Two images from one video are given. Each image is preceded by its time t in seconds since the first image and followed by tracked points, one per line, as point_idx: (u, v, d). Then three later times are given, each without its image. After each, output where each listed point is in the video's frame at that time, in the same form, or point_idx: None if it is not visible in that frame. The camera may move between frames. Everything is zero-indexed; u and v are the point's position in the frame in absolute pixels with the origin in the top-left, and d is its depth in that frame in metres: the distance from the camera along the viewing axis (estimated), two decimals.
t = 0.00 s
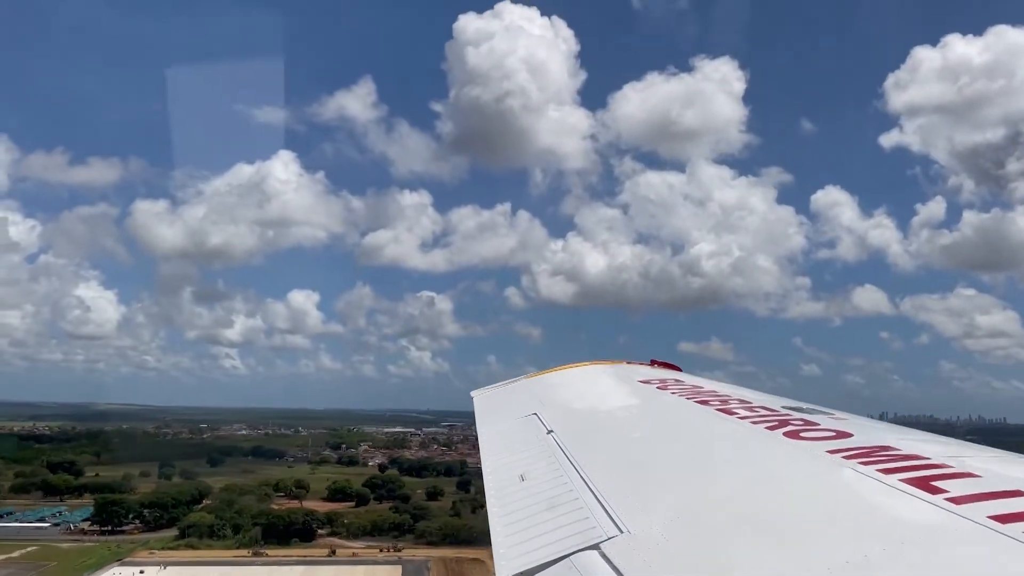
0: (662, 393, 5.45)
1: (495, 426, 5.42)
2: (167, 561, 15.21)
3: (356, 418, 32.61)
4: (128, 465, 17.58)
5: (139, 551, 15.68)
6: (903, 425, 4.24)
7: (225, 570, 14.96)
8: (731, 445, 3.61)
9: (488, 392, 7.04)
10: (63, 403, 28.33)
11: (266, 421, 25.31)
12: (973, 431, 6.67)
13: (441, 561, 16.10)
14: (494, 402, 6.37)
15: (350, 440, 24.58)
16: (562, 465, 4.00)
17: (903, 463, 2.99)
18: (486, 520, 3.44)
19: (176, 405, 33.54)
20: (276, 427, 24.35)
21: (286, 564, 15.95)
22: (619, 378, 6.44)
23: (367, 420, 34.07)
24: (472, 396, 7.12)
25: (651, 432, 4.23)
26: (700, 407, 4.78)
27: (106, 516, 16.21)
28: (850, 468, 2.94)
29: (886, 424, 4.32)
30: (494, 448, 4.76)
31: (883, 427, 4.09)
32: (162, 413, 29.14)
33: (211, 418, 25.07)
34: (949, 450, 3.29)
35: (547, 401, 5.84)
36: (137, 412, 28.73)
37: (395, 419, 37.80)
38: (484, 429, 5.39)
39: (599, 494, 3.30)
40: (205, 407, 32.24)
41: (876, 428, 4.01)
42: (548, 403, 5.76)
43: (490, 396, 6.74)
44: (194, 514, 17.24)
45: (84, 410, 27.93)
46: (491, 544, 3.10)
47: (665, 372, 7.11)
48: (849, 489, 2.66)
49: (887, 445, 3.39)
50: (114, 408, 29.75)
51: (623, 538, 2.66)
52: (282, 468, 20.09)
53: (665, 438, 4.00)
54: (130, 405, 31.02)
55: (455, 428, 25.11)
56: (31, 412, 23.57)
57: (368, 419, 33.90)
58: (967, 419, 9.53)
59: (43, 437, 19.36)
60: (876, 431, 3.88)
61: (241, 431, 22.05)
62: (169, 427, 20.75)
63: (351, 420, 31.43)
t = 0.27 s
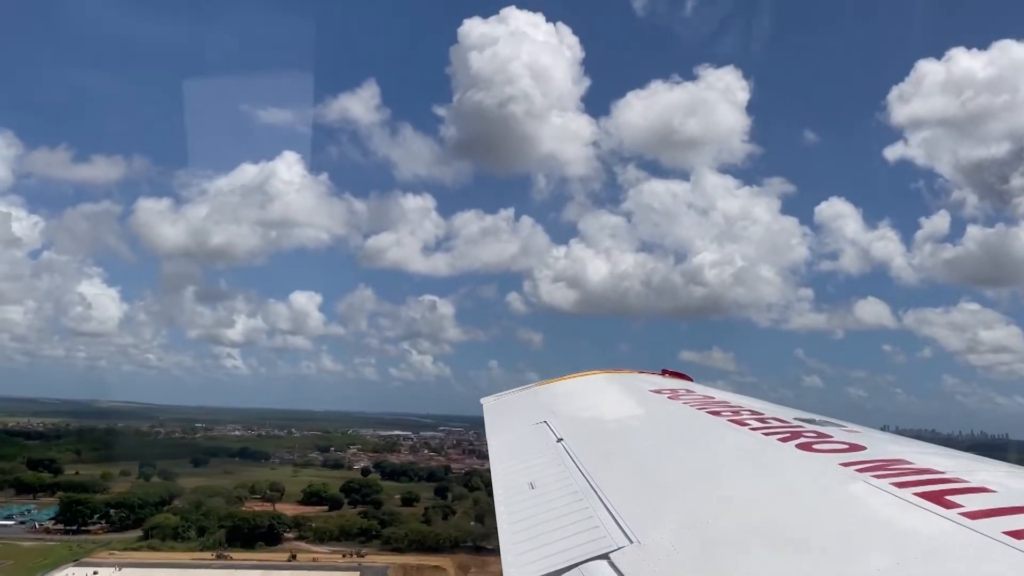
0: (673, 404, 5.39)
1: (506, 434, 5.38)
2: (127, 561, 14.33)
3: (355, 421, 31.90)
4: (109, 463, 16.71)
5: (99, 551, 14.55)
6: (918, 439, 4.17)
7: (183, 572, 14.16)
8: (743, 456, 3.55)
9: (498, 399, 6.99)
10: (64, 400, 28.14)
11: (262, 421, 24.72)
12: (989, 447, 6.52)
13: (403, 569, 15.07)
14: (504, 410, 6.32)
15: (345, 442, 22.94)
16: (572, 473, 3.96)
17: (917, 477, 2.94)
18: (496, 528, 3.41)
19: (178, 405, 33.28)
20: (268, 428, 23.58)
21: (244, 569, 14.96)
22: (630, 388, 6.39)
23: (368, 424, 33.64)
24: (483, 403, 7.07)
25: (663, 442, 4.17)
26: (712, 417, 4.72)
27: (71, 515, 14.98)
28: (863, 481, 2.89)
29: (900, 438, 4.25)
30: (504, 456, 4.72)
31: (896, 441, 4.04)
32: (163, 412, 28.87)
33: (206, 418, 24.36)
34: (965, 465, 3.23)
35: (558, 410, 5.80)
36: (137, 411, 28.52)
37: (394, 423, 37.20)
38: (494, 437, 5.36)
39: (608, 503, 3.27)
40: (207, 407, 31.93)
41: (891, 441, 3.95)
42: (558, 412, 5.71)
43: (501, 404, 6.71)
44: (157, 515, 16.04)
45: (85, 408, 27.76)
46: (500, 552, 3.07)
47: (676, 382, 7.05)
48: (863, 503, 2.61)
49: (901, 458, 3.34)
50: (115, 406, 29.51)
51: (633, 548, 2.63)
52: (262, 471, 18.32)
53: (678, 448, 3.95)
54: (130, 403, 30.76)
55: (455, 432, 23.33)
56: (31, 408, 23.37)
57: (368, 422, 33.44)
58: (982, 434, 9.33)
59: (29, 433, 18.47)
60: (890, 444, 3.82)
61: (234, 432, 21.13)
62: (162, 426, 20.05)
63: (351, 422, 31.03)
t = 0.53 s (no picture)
0: (682, 410, 5.38)
1: (514, 439, 5.36)
2: (83, 560, 13.91)
3: (354, 424, 31.48)
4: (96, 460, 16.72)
5: (63, 549, 14.39)
6: (929, 448, 4.14)
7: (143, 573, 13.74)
8: (753, 465, 3.53)
9: (506, 404, 6.98)
10: (62, 398, 28.07)
11: (257, 420, 24.54)
12: (1003, 459, 6.41)
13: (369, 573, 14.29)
14: (512, 415, 6.31)
15: (335, 442, 22.16)
16: (580, 479, 3.95)
17: (926, 486, 2.92)
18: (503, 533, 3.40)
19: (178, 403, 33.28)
20: (262, 428, 23.37)
21: (207, 569, 14.42)
22: (638, 394, 6.36)
23: (367, 424, 33.46)
24: (490, 408, 7.06)
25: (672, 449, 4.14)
26: (721, 424, 4.70)
27: (38, 512, 14.85)
28: (872, 490, 2.87)
29: (911, 447, 4.22)
30: (511, 461, 4.71)
31: (907, 449, 4.01)
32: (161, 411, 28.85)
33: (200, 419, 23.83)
34: (976, 475, 3.20)
35: (566, 416, 5.78)
36: (136, 409, 28.55)
37: (393, 424, 36.99)
38: (502, 442, 5.35)
39: (616, 509, 3.26)
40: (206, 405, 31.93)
41: (901, 450, 3.92)
42: (566, 418, 5.70)
43: (509, 408, 6.70)
44: (128, 514, 15.90)
45: (85, 404, 27.80)
46: (507, 557, 3.06)
47: (684, 389, 7.02)
48: (876, 513, 2.58)
49: (912, 468, 3.32)
50: (114, 402, 29.53)
51: (640, 555, 2.62)
52: (244, 471, 17.89)
53: (688, 455, 3.92)
54: (128, 401, 30.62)
55: (456, 435, 22.17)
56: (29, 404, 23.40)
57: (367, 424, 33.28)
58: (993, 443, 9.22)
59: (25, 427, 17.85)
60: (901, 453, 3.79)
61: (227, 432, 20.70)
62: (155, 425, 19.94)
63: (349, 423, 30.87)
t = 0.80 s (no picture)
0: (688, 411, 5.37)
1: (520, 438, 5.37)
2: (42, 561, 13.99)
3: (350, 425, 30.55)
4: (80, 458, 16.58)
5: (24, 548, 14.53)
6: (937, 451, 4.13)
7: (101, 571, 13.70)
8: (759, 465, 3.52)
9: (514, 403, 7.00)
10: (57, 395, 27.95)
11: (251, 420, 24.30)
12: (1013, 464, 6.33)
13: None
14: (519, 414, 6.33)
15: (322, 443, 20.45)
16: (586, 479, 3.95)
17: (933, 488, 2.92)
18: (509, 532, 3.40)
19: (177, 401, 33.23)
20: (254, 426, 22.87)
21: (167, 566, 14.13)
22: (644, 394, 6.35)
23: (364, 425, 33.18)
24: (498, 407, 7.08)
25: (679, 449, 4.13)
26: (728, 425, 4.70)
27: None
28: (879, 492, 2.87)
29: (918, 449, 4.21)
30: (517, 460, 4.71)
31: (913, 451, 4.02)
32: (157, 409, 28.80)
33: (189, 417, 22.73)
34: (983, 477, 3.20)
35: (573, 416, 5.76)
36: (135, 407, 28.59)
37: (391, 425, 36.70)
38: (508, 441, 5.35)
39: (621, 509, 3.25)
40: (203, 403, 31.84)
41: (909, 452, 3.92)
42: (572, 418, 5.70)
43: (516, 407, 6.72)
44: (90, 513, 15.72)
45: (83, 402, 27.85)
46: (511, 557, 3.06)
47: (691, 389, 7.03)
48: (881, 514, 2.58)
49: (919, 469, 3.32)
50: (113, 400, 29.54)
51: (646, 556, 2.61)
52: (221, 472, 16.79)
53: (693, 455, 3.91)
54: (126, 399, 30.54)
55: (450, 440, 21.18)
56: (26, 401, 23.45)
57: (366, 424, 33.03)
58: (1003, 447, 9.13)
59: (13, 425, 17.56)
60: (909, 455, 3.78)
61: (218, 431, 19.87)
62: (146, 423, 19.82)
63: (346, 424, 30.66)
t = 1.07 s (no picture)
0: (691, 418, 5.35)
1: (523, 444, 5.35)
2: None
3: (342, 425, 30.02)
4: (47, 457, 16.83)
5: None
6: (940, 459, 4.13)
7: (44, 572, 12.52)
8: (763, 472, 3.51)
9: (517, 409, 6.99)
10: (50, 394, 27.79)
11: (242, 419, 24.16)
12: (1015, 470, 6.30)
13: None
14: (522, 420, 6.32)
15: (305, 442, 19.99)
16: (589, 485, 3.93)
17: (937, 495, 2.91)
18: (512, 538, 3.38)
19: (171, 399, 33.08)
20: (245, 424, 22.74)
21: (116, 567, 13.15)
22: (648, 401, 6.35)
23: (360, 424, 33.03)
24: (501, 414, 7.07)
25: (683, 456, 4.12)
26: (731, 431, 4.70)
27: None
28: (883, 499, 2.85)
29: (923, 456, 4.21)
30: (520, 466, 4.70)
31: (916, 459, 4.01)
32: (153, 407, 28.69)
33: (179, 415, 22.60)
34: (988, 484, 3.19)
35: (576, 423, 5.74)
36: (130, 405, 28.47)
37: (388, 424, 36.51)
38: (511, 447, 5.34)
39: (625, 516, 3.23)
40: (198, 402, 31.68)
41: (914, 459, 3.91)
42: (575, 424, 5.69)
43: (519, 413, 6.72)
44: (49, 513, 15.11)
45: (76, 400, 27.72)
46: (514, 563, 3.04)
47: (695, 396, 7.03)
48: (885, 523, 2.56)
49: (923, 477, 3.30)
50: (107, 399, 29.42)
51: (649, 563, 2.59)
52: (200, 470, 16.80)
53: (697, 463, 3.90)
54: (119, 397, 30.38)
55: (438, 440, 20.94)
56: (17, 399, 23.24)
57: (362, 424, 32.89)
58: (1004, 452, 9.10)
59: None
60: (913, 462, 3.78)
61: (204, 429, 19.90)
62: (132, 421, 19.73)
63: (341, 423, 30.50)
